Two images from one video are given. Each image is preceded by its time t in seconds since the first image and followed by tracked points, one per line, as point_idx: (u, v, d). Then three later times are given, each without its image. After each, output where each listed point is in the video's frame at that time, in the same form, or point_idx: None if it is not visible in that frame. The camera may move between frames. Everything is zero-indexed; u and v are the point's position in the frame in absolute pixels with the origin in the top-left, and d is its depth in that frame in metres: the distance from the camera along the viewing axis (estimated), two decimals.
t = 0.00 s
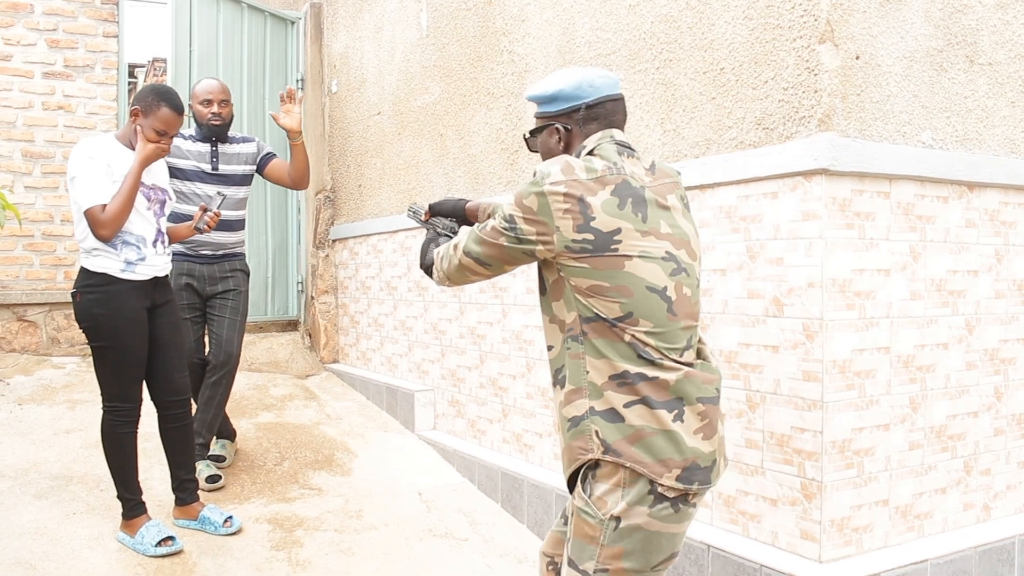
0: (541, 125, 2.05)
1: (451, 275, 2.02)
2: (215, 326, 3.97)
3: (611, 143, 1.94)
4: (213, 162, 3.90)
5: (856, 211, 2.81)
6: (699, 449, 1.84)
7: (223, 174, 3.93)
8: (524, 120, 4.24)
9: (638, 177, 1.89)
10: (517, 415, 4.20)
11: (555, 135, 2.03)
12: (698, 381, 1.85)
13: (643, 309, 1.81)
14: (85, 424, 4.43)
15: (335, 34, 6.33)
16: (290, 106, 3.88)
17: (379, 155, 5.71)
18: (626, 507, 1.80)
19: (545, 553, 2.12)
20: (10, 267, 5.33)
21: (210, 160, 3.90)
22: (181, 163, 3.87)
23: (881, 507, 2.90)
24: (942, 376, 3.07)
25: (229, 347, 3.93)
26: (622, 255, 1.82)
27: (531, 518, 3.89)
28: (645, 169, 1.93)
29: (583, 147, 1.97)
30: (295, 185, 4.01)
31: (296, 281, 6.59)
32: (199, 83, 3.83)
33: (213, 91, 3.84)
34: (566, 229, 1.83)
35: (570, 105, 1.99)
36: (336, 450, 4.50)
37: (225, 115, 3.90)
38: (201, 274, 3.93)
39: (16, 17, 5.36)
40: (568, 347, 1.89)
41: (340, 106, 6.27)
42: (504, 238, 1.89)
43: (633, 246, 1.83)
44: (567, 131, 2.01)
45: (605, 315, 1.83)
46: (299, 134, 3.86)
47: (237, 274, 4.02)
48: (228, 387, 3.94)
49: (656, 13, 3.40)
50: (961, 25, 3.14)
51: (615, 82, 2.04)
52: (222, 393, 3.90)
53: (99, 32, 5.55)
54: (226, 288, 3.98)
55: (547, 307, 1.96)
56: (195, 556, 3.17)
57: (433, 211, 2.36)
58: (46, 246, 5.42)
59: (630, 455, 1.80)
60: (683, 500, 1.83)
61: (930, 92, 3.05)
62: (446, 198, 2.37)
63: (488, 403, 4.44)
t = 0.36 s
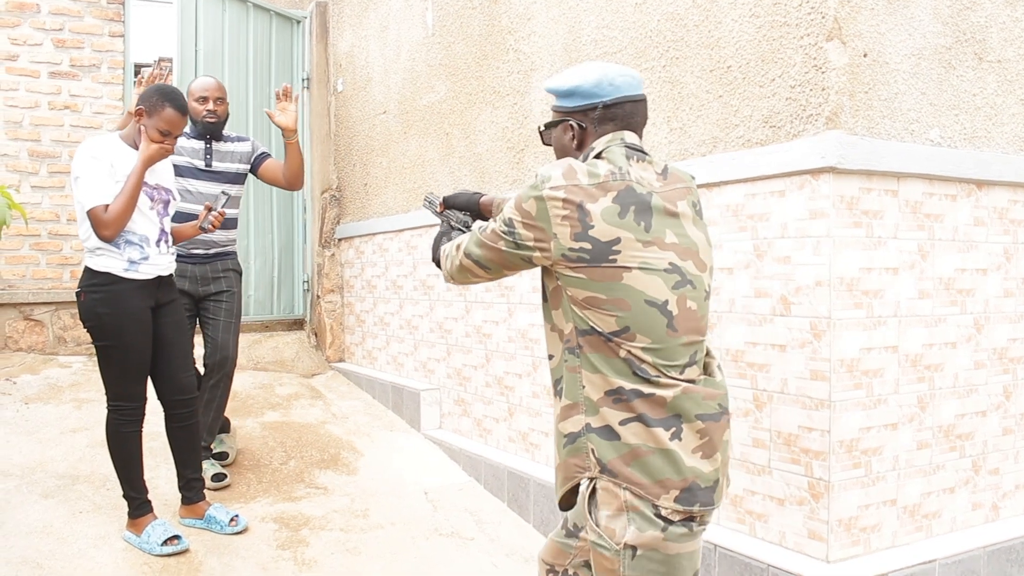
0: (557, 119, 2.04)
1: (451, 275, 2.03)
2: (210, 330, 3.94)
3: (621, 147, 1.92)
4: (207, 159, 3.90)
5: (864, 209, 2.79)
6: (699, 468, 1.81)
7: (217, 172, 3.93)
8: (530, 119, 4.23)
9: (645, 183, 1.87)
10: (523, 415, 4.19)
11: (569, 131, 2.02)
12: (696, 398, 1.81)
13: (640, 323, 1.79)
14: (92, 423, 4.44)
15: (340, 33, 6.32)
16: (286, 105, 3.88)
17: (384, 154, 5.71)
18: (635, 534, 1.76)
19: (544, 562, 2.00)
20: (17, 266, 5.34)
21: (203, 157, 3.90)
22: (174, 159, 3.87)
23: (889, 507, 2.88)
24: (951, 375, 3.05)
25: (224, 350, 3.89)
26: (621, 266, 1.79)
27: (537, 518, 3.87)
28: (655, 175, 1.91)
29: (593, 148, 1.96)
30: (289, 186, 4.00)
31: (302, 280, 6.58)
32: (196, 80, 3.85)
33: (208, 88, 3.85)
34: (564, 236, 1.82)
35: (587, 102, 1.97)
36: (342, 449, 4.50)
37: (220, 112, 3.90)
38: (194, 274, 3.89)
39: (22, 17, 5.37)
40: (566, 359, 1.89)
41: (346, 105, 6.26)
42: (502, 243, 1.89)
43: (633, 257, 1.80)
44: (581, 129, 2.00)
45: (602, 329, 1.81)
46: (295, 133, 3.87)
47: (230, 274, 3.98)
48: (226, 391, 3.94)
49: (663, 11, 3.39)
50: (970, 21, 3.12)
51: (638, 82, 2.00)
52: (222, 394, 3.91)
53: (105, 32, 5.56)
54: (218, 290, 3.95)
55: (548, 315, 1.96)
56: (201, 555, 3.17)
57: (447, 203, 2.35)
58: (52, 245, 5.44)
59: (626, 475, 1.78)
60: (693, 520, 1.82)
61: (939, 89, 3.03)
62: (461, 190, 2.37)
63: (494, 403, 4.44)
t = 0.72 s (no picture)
0: (567, 103, 1.91)
1: (451, 280, 1.93)
2: (207, 334, 3.94)
3: (637, 142, 1.82)
4: (202, 163, 3.91)
5: (869, 215, 2.78)
6: (717, 491, 1.77)
7: (211, 176, 3.95)
8: (535, 124, 4.23)
9: (664, 184, 1.79)
10: (528, 420, 4.19)
11: (579, 119, 1.91)
12: (717, 417, 1.78)
13: (661, 338, 1.73)
14: (97, 427, 4.46)
15: (347, 38, 6.34)
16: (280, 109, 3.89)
17: (390, 159, 5.72)
18: (634, 553, 1.73)
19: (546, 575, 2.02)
20: (24, 270, 5.38)
21: (198, 161, 3.91)
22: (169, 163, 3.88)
23: (894, 516, 2.87)
24: (957, 383, 3.03)
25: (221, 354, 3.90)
26: (642, 278, 1.72)
27: (542, 524, 3.86)
28: (672, 173, 1.83)
29: (606, 141, 1.86)
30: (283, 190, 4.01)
31: (308, 285, 6.59)
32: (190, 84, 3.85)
33: (203, 92, 3.85)
34: (581, 245, 1.73)
35: (601, 91, 1.85)
36: (347, 454, 4.51)
37: (214, 116, 3.92)
38: (188, 278, 3.89)
39: (30, 21, 5.41)
40: (576, 373, 1.82)
41: (353, 110, 6.28)
42: (510, 249, 1.79)
43: (654, 267, 1.73)
44: (591, 117, 1.89)
45: (619, 344, 1.75)
46: (289, 138, 3.88)
47: (223, 278, 4.00)
48: (225, 395, 3.96)
49: (667, 16, 3.39)
50: (976, 26, 3.10)
51: (658, 69, 1.87)
52: (221, 397, 3.94)
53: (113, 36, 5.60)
54: (213, 294, 3.95)
55: (553, 321, 1.88)
56: (204, 560, 3.19)
57: (427, 193, 2.27)
58: (60, 249, 5.47)
59: (642, 498, 1.73)
60: (700, 543, 1.78)
61: (945, 94, 3.02)
62: (439, 178, 2.29)
63: (499, 408, 4.43)
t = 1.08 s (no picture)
0: (576, 90, 1.85)
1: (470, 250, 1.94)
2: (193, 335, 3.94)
3: (644, 144, 1.74)
4: (182, 168, 3.93)
5: (872, 218, 2.78)
6: (715, 508, 1.76)
7: (192, 180, 3.96)
8: (538, 128, 4.23)
9: (671, 193, 1.69)
10: (531, 424, 4.19)
11: (588, 108, 1.85)
12: (717, 433, 1.76)
13: (657, 361, 1.70)
14: (101, 432, 4.47)
15: (350, 42, 6.36)
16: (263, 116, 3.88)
17: (394, 163, 5.73)
18: (636, 564, 1.74)
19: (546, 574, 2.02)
20: (28, 274, 5.40)
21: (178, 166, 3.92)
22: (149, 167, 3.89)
23: (898, 520, 2.86)
24: (961, 387, 3.03)
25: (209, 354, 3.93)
26: (638, 300, 1.66)
27: (544, 529, 3.86)
28: (686, 173, 1.74)
29: (614, 139, 1.79)
30: (261, 195, 4.01)
31: (312, 289, 6.67)
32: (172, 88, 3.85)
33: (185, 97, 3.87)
34: (575, 262, 1.69)
35: (614, 80, 1.78)
36: (350, 458, 4.52)
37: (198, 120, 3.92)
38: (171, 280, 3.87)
39: (35, 27, 5.44)
40: (578, 381, 1.85)
41: (356, 114, 6.29)
42: (513, 249, 1.78)
43: (651, 289, 1.66)
44: (602, 107, 1.83)
45: (614, 363, 1.74)
46: (271, 144, 3.88)
47: (207, 279, 3.99)
48: (219, 395, 3.97)
49: (669, 19, 3.39)
50: (979, 29, 3.10)
51: (675, 59, 1.80)
52: (214, 402, 3.94)
53: (117, 42, 5.63)
54: (197, 295, 3.94)
55: (560, 315, 1.89)
56: (207, 564, 3.20)
57: (469, 143, 2.22)
58: (64, 254, 5.50)
59: (636, 512, 1.74)
60: (701, 556, 1.78)
61: (948, 97, 3.01)
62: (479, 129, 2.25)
63: (502, 412, 4.43)
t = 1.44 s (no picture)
0: (574, 95, 1.84)
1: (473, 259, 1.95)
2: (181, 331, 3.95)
3: (642, 151, 1.74)
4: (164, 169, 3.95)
5: (876, 220, 2.77)
6: (717, 509, 1.76)
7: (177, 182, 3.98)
8: (542, 131, 4.23)
9: (669, 201, 1.69)
10: (535, 427, 4.19)
11: (587, 113, 1.84)
12: (717, 435, 1.75)
13: (657, 367, 1.70)
14: (105, 435, 4.48)
15: (354, 45, 6.37)
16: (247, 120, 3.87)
17: (398, 166, 5.74)
18: (640, 562, 1.73)
19: None
20: (33, 278, 5.42)
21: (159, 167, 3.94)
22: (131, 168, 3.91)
23: (903, 522, 2.85)
24: (966, 389, 3.02)
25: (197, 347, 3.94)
26: (636, 308, 1.66)
27: (549, 531, 3.86)
28: (685, 178, 1.73)
29: (613, 146, 1.79)
30: (244, 196, 4.02)
31: (316, 292, 6.65)
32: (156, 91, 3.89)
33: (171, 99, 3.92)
34: (574, 272, 1.70)
35: (613, 83, 1.78)
36: (354, 461, 4.52)
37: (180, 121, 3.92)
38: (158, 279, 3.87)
39: (40, 31, 5.45)
40: (580, 385, 1.85)
41: (360, 117, 6.30)
42: (513, 257, 1.79)
43: (650, 297, 1.66)
44: (601, 111, 1.82)
45: (615, 369, 1.75)
46: (255, 148, 3.87)
47: (191, 277, 4.00)
48: (210, 389, 3.98)
49: (673, 22, 3.39)
50: (983, 31, 3.10)
51: (671, 61, 1.80)
52: (206, 392, 3.95)
53: (121, 46, 5.65)
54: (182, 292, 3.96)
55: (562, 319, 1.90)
56: (211, 567, 3.20)
57: (474, 152, 2.18)
58: (68, 257, 5.51)
59: (640, 514, 1.74)
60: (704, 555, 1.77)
61: (952, 100, 3.01)
62: (485, 138, 2.22)
63: (507, 415, 4.43)
